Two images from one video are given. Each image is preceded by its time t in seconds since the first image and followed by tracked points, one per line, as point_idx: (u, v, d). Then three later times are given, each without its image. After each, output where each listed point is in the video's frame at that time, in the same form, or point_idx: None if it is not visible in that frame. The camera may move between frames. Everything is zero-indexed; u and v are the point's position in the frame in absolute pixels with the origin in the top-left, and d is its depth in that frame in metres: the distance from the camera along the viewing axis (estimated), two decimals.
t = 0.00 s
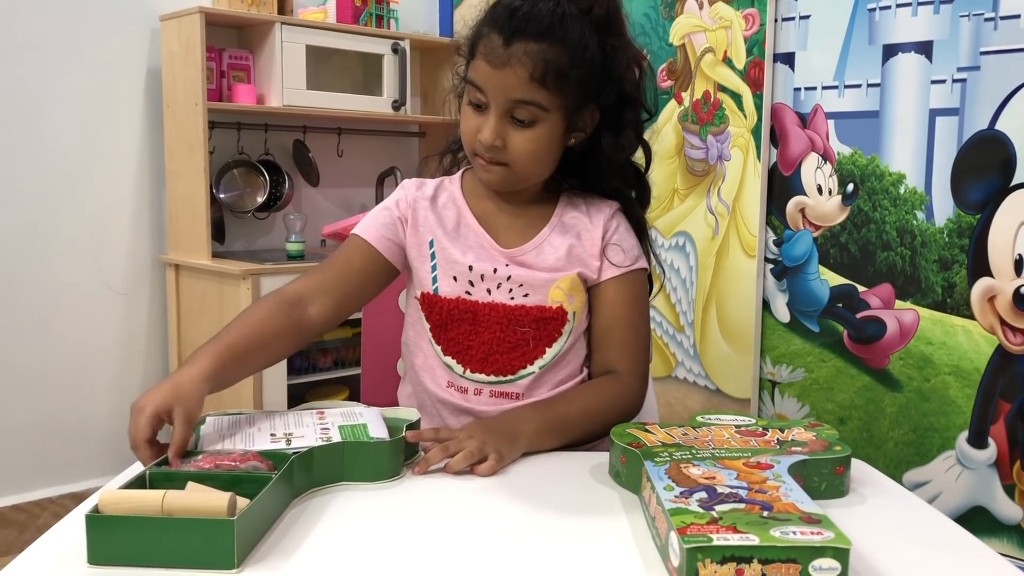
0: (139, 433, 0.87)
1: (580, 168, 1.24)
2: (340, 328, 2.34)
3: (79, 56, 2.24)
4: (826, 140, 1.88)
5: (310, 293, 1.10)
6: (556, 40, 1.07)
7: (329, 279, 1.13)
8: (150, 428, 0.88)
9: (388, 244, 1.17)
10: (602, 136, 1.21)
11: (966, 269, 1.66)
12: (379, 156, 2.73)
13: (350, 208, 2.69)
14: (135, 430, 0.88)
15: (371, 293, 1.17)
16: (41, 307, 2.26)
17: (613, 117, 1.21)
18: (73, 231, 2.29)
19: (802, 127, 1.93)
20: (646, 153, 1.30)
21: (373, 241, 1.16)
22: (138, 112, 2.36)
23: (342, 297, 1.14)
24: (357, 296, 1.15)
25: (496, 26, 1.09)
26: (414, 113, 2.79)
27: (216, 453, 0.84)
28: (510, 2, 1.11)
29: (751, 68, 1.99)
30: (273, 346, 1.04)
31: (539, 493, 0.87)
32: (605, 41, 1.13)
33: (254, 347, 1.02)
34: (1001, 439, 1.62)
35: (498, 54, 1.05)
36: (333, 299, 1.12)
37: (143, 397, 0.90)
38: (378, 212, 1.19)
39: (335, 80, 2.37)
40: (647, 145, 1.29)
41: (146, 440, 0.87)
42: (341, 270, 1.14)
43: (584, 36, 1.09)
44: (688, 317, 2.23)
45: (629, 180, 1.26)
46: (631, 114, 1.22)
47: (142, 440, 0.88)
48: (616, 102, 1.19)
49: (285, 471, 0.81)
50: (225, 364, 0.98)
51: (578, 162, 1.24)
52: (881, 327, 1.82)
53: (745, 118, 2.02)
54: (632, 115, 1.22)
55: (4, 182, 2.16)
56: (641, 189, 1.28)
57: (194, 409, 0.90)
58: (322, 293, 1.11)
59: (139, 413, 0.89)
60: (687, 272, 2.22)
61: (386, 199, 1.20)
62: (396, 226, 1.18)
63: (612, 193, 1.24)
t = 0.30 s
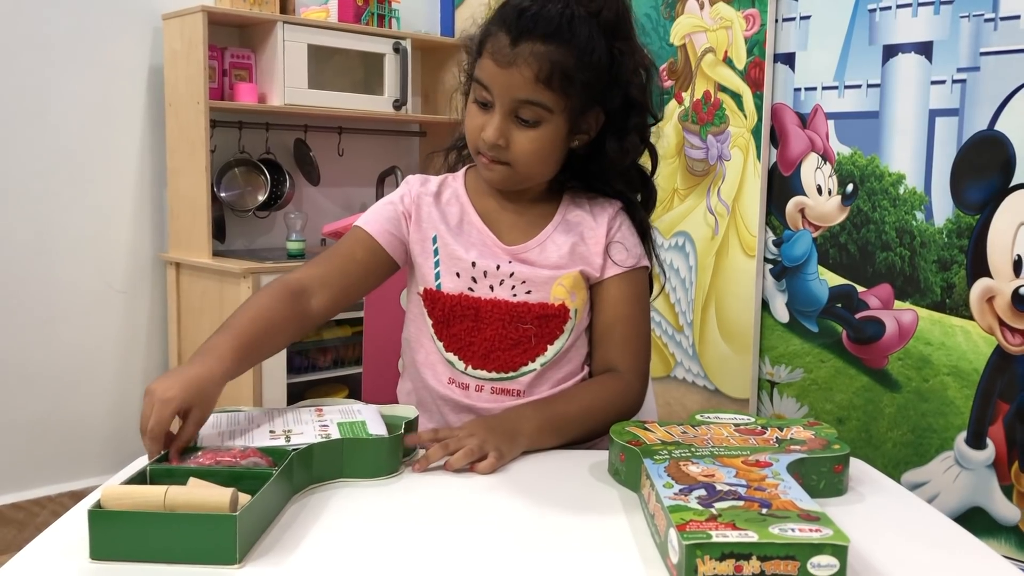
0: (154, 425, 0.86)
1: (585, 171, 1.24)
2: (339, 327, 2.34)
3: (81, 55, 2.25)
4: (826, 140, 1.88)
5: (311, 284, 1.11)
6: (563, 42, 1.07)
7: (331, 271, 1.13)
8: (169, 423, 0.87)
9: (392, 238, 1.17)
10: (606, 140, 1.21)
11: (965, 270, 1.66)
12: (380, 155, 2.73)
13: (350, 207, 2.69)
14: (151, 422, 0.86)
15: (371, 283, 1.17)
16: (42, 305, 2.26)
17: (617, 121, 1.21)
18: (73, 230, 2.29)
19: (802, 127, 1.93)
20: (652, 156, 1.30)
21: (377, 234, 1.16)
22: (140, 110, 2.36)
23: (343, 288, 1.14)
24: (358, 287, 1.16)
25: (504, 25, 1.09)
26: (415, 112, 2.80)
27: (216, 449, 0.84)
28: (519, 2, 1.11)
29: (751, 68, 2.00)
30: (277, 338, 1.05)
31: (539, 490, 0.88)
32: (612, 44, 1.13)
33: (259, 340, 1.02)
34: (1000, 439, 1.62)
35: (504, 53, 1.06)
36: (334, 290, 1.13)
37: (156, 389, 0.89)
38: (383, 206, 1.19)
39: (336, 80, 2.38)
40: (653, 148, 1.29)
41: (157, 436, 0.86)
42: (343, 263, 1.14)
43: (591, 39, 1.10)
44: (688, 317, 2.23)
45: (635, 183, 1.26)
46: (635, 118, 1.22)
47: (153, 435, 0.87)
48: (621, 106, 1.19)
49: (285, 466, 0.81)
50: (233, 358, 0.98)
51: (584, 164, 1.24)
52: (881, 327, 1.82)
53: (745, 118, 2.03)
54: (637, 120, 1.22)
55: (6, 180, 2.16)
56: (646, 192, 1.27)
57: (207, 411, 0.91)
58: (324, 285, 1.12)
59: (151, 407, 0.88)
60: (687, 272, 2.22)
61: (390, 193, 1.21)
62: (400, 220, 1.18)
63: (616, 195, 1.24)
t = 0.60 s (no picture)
0: (160, 422, 0.87)
1: (592, 173, 1.24)
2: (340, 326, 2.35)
3: (83, 54, 2.25)
4: (826, 141, 1.89)
5: (316, 283, 1.11)
6: (570, 46, 1.08)
7: (335, 271, 1.13)
8: (175, 420, 0.88)
9: (399, 238, 1.18)
10: (613, 144, 1.22)
11: (964, 271, 1.67)
12: (381, 155, 2.74)
13: (351, 206, 2.69)
14: (157, 418, 0.87)
15: (377, 283, 1.18)
16: (44, 303, 2.27)
17: (624, 126, 1.21)
18: (75, 229, 2.29)
19: (802, 127, 1.93)
20: (659, 160, 1.30)
21: (382, 233, 1.16)
22: (142, 110, 2.37)
23: (349, 287, 1.14)
24: (364, 287, 1.16)
25: (513, 29, 1.09)
26: (416, 112, 2.80)
27: (215, 447, 0.85)
28: (528, 5, 1.11)
29: (751, 68, 2.00)
30: (283, 338, 1.05)
31: (539, 490, 0.88)
32: (620, 48, 1.14)
33: (264, 340, 1.03)
34: (998, 439, 1.62)
35: (512, 57, 1.06)
36: (339, 290, 1.13)
37: (163, 387, 0.90)
38: (390, 205, 1.19)
39: (337, 79, 2.38)
40: (659, 151, 1.29)
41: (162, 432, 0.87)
42: (346, 263, 1.15)
43: (599, 44, 1.10)
44: (688, 317, 2.24)
45: (641, 185, 1.26)
46: (642, 123, 1.22)
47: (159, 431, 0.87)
48: (628, 110, 1.20)
49: (287, 465, 0.82)
50: (240, 356, 0.99)
51: (591, 166, 1.24)
52: (880, 327, 1.83)
53: (745, 118, 2.03)
54: (643, 124, 1.22)
55: (8, 179, 2.17)
56: (652, 196, 1.28)
57: (214, 410, 0.92)
58: (329, 284, 1.12)
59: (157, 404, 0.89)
60: (687, 272, 2.23)
61: (396, 192, 1.21)
62: (406, 220, 1.19)
63: (620, 198, 1.24)
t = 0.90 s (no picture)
0: (161, 422, 0.86)
1: (592, 173, 1.24)
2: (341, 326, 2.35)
3: (85, 54, 2.25)
4: (827, 141, 1.89)
5: (316, 283, 1.12)
6: (566, 48, 1.08)
7: (332, 268, 1.14)
8: (177, 419, 0.87)
9: (398, 238, 1.18)
10: (609, 144, 1.22)
11: (964, 271, 1.67)
12: (382, 154, 2.74)
13: (352, 206, 2.70)
14: (159, 418, 0.87)
15: (375, 283, 1.18)
16: (46, 304, 2.27)
17: (620, 126, 1.21)
18: (77, 229, 2.30)
19: (803, 127, 1.94)
20: (658, 159, 1.30)
21: (382, 233, 1.17)
22: (144, 110, 2.37)
23: (348, 287, 1.15)
24: (362, 286, 1.17)
25: (508, 30, 1.10)
26: (416, 111, 2.80)
27: (220, 446, 0.85)
28: (523, 6, 1.12)
29: (752, 69, 2.00)
30: (281, 336, 1.06)
31: (540, 490, 0.89)
32: (616, 49, 1.14)
33: (261, 336, 1.03)
34: (998, 439, 1.63)
35: (507, 59, 1.06)
36: (337, 290, 1.13)
37: (163, 388, 0.90)
38: (389, 205, 1.20)
39: (338, 79, 2.38)
40: (659, 151, 1.29)
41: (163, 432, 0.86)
42: (343, 261, 1.15)
43: (595, 45, 1.10)
44: (689, 317, 2.24)
45: (640, 185, 1.26)
46: (638, 123, 1.22)
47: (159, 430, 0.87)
48: (625, 110, 1.19)
49: (289, 464, 0.82)
50: (237, 352, 0.99)
51: (590, 166, 1.24)
52: (881, 328, 1.83)
53: (746, 118, 2.03)
54: (640, 125, 1.22)
55: (10, 179, 2.18)
56: (651, 196, 1.28)
57: (214, 408, 0.92)
58: (328, 284, 1.12)
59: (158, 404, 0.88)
60: (687, 272, 2.23)
61: (396, 193, 1.22)
62: (405, 220, 1.19)
63: (620, 199, 1.25)
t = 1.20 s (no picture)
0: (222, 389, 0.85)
1: (591, 173, 1.24)
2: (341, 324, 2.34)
3: (83, 51, 2.25)
4: (828, 139, 1.88)
5: (315, 288, 1.12)
6: (560, 49, 1.08)
7: (331, 272, 1.14)
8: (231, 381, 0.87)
9: (390, 243, 1.18)
10: (604, 144, 1.21)
11: (966, 269, 1.66)
12: (382, 152, 2.73)
13: (352, 204, 2.69)
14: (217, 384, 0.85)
15: (372, 286, 1.19)
16: (45, 302, 2.27)
17: (614, 126, 1.20)
18: (76, 227, 2.29)
19: (804, 125, 1.93)
20: (657, 159, 1.30)
21: (372, 239, 1.17)
22: (142, 107, 2.36)
23: (346, 289, 1.15)
24: (360, 289, 1.17)
25: (502, 32, 1.09)
26: (416, 109, 2.79)
27: (221, 449, 0.85)
28: (517, 7, 1.11)
29: (753, 67, 2.00)
30: (299, 335, 1.06)
31: (542, 491, 0.88)
32: (611, 49, 1.13)
33: (287, 328, 1.03)
34: (1000, 437, 1.62)
35: (501, 61, 1.06)
36: (337, 294, 1.14)
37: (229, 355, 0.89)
38: (383, 210, 1.20)
39: (337, 77, 2.37)
40: (658, 150, 1.28)
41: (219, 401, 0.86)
42: (342, 265, 1.15)
43: (589, 46, 1.10)
44: (690, 315, 2.24)
45: (639, 185, 1.26)
46: (634, 123, 1.20)
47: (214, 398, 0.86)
48: (620, 110, 1.19)
49: (289, 465, 0.82)
50: (271, 341, 0.99)
51: (588, 165, 1.23)
52: (882, 325, 1.83)
53: (747, 116, 2.02)
54: (635, 125, 1.20)
55: (9, 177, 2.17)
56: (649, 195, 1.27)
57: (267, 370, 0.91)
58: (327, 289, 1.13)
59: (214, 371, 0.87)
60: (688, 270, 2.23)
61: (390, 197, 1.22)
62: (397, 225, 1.19)
63: (619, 199, 1.24)
